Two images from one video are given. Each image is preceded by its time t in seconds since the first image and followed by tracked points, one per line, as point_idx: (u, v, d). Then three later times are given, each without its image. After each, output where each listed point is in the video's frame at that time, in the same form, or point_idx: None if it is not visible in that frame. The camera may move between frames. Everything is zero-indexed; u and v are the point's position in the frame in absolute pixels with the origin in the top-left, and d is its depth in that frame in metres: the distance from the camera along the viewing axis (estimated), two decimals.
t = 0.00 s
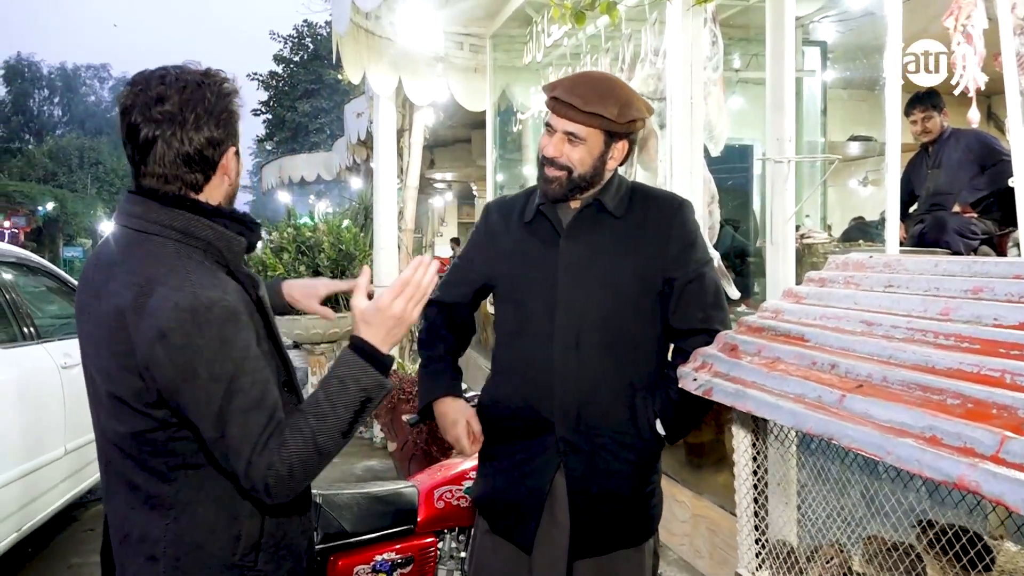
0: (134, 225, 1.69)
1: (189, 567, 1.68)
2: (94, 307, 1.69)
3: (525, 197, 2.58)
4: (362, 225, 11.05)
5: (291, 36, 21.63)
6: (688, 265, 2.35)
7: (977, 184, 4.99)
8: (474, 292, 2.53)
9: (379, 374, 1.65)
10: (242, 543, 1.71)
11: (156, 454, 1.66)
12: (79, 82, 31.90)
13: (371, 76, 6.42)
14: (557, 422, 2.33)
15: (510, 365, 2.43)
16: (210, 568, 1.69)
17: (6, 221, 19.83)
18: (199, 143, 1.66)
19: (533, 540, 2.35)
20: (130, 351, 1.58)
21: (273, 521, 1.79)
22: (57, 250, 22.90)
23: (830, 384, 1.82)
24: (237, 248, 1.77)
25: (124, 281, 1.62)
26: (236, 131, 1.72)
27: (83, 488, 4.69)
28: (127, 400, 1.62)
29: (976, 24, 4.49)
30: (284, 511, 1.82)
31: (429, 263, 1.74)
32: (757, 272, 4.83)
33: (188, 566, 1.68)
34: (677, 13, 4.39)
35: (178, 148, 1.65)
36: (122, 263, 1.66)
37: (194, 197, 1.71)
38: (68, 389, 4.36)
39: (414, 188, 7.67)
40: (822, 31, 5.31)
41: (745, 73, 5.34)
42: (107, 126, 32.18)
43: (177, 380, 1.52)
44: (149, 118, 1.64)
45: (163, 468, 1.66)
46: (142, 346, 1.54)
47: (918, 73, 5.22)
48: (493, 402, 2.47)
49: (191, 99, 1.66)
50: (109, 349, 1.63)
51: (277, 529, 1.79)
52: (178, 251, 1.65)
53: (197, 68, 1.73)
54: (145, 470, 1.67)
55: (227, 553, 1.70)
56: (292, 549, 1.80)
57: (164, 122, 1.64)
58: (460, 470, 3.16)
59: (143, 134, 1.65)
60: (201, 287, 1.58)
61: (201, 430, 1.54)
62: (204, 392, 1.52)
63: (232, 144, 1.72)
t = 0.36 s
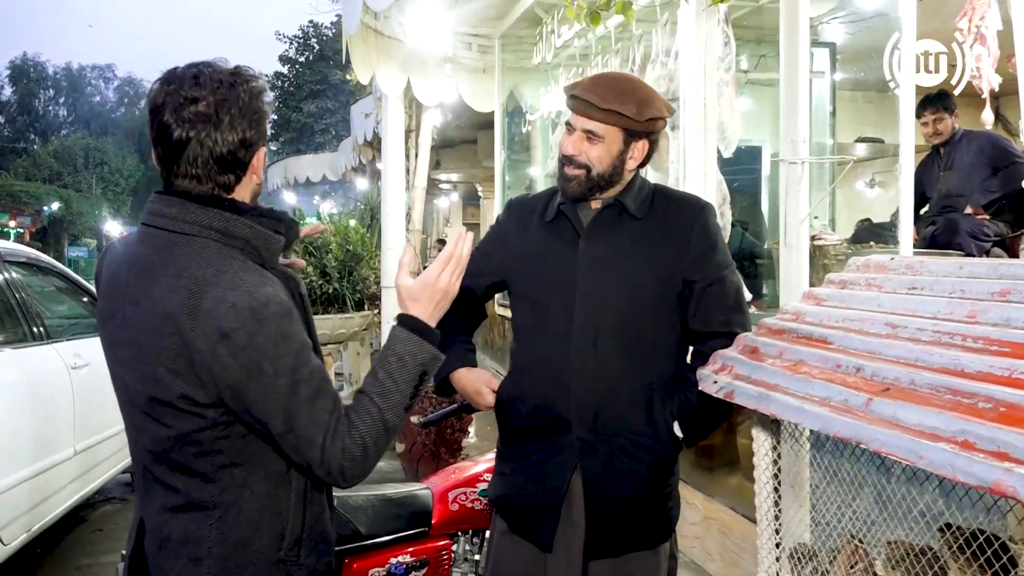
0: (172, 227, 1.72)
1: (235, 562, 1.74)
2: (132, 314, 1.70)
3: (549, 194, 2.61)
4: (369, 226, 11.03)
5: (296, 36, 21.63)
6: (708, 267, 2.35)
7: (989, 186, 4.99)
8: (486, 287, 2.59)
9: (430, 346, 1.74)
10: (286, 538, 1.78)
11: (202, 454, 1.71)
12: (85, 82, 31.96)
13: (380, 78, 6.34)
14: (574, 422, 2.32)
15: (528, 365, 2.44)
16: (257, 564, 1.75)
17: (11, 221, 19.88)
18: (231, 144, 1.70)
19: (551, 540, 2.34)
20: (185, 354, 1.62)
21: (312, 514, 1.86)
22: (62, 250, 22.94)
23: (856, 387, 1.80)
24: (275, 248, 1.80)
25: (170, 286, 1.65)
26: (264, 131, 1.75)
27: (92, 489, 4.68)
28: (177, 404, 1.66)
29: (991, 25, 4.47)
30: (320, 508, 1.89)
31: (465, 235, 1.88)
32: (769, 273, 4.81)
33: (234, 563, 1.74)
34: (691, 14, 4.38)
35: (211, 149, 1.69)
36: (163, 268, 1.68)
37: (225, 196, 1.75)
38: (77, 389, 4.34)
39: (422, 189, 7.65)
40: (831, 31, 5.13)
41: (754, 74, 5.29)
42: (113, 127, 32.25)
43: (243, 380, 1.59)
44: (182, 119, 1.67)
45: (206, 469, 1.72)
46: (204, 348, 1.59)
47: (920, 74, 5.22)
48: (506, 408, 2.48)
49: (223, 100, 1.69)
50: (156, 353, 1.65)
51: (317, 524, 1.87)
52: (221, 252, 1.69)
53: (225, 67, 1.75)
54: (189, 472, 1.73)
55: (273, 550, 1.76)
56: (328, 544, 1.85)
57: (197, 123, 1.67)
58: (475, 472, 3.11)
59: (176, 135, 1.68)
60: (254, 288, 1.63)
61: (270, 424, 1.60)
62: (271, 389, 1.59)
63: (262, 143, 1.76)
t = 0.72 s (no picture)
0: (201, 230, 1.72)
1: (269, 563, 1.73)
2: (165, 319, 1.70)
3: (565, 199, 2.65)
4: (373, 226, 11.03)
5: (299, 36, 21.63)
6: (728, 269, 2.35)
7: (1000, 188, 4.93)
8: (509, 292, 2.62)
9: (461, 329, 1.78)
10: (319, 536, 1.78)
11: (237, 456, 1.70)
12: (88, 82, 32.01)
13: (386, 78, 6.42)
14: (593, 425, 2.33)
15: (548, 368, 2.45)
16: (292, 563, 1.74)
17: (13, 222, 19.89)
18: (257, 147, 1.70)
19: (574, 543, 2.34)
20: (225, 357, 1.63)
21: (343, 510, 1.86)
22: (64, 250, 22.94)
23: (881, 391, 1.77)
24: (302, 249, 1.80)
25: (207, 289, 1.66)
26: (289, 133, 1.75)
27: (99, 490, 4.66)
28: (214, 408, 1.65)
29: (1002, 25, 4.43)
30: (350, 505, 1.90)
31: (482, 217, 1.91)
32: (776, 274, 4.79)
33: (270, 563, 1.73)
34: (702, 14, 4.35)
35: (237, 151, 1.68)
36: (198, 272, 1.69)
37: (250, 199, 1.75)
38: (84, 390, 4.31)
39: (427, 189, 7.64)
40: (836, 32, 5.13)
41: (760, 75, 5.26)
42: (115, 127, 32.27)
43: (286, 381, 1.60)
44: (208, 121, 1.67)
45: (241, 470, 1.70)
46: (246, 350, 1.61)
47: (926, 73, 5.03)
48: (531, 409, 2.47)
49: (249, 103, 1.69)
50: (194, 358, 1.66)
51: (348, 521, 1.87)
52: (254, 255, 1.70)
53: (250, 69, 1.75)
54: (224, 474, 1.71)
55: (308, 548, 1.76)
56: (358, 538, 1.87)
57: (223, 126, 1.67)
58: (486, 476, 3.13)
59: (201, 137, 1.67)
60: (292, 288, 1.65)
61: (318, 420, 1.61)
62: (316, 386, 1.60)
63: (286, 146, 1.75)
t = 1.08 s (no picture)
0: (226, 227, 1.73)
1: (290, 560, 1.73)
2: (190, 317, 1.70)
3: (577, 195, 2.63)
4: (378, 223, 11.01)
5: (303, 33, 21.61)
6: (743, 265, 2.35)
7: (1010, 182, 4.92)
8: (526, 293, 2.59)
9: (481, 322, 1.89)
10: (339, 531, 1.78)
11: (259, 453, 1.70)
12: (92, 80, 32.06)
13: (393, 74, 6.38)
14: (605, 422, 2.32)
15: (561, 365, 2.44)
16: (315, 559, 1.74)
17: (18, 220, 19.96)
18: (280, 144, 1.72)
19: (590, 541, 2.33)
20: (254, 354, 1.64)
21: (363, 506, 1.87)
22: (70, 248, 23.04)
23: (901, 388, 1.75)
24: (324, 247, 1.83)
25: (234, 286, 1.68)
26: (309, 130, 1.77)
27: (107, 488, 4.66)
28: (241, 405, 1.66)
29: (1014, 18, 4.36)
30: (368, 501, 1.90)
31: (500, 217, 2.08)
32: (784, 271, 4.77)
33: (292, 561, 1.73)
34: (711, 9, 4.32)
35: (260, 148, 1.71)
36: (223, 270, 1.70)
37: (272, 196, 1.78)
38: (92, 388, 4.30)
39: (433, 186, 7.62)
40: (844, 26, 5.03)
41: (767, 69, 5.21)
42: (120, 125, 32.32)
43: (316, 376, 1.63)
44: (231, 119, 1.69)
45: (263, 467, 1.71)
46: (276, 347, 1.63)
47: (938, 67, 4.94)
48: (542, 407, 2.45)
49: (271, 99, 1.71)
50: (221, 355, 1.66)
51: (367, 516, 1.88)
52: (279, 252, 1.73)
53: (271, 65, 1.77)
54: (245, 471, 1.71)
55: (330, 543, 1.77)
56: (376, 534, 1.88)
57: (246, 123, 1.69)
58: (497, 473, 3.11)
59: (224, 134, 1.70)
60: (320, 285, 1.68)
61: (347, 414, 1.66)
62: (345, 380, 1.64)
63: (307, 143, 1.78)
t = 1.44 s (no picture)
0: (239, 229, 1.73)
1: (305, 563, 1.74)
2: (204, 321, 1.70)
3: (586, 196, 2.62)
4: (386, 223, 11.04)
5: (311, 32, 21.69)
6: (754, 268, 2.35)
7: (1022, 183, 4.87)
8: (537, 294, 2.59)
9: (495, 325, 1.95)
10: (353, 533, 1.79)
11: (274, 456, 1.70)
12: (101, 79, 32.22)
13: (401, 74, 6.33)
14: (615, 426, 2.31)
15: (569, 367, 2.43)
16: (328, 563, 1.75)
17: (27, 218, 20.09)
18: (292, 146, 1.72)
19: (599, 546, 2.32)
20: (270, 357, 1.64)
21: (375, 508, 1.87)
22: (79, 245, 23.20)
23: (914, 394, 1.73)
24: (338, 249, 1.83)
25: (249, 289, 1.67)
26: (321, 131, 1.77)
27: (116, 487, 4.68)
28: (257, 409, 1.66)
29: None
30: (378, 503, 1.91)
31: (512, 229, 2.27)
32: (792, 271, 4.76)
33: (306, 564, 1.74)
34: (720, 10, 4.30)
35: (273, 150, 1.71)
36: (237, 273, 1.70)
37: (285, 198, 1.78)
38: (100, 388, 4.31)
39: (441, 185, 7.62)
40: (854, 25, 4.99)
41: (777, 70, 5.20)
42: (129, 123, 32.50)
43: (333, 378, 1.64)
44: (243, 120, 1.69)
45: (277, 471, 1.71)
46: (293, 349, 1.63)
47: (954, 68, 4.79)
48: (552, 410, 2.44)
49: (284, 101, 1.70)
50: (238, 358, 1.66)
51: (379, 518, 1.88)
52: (294, 255, 1.73)
53: (283, 66, 1.76)
54: (258, 475, 1.71)
55: (343, 546, 1.77)
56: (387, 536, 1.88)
57: (259, 125, 1.69)
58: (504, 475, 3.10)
59: (236, 136, 1.69)
60: (336, 287, 1.69)
61: (365, 415, 1.67)
62: (362, 381, 1.66)
63: (319, 144, 1.78)
